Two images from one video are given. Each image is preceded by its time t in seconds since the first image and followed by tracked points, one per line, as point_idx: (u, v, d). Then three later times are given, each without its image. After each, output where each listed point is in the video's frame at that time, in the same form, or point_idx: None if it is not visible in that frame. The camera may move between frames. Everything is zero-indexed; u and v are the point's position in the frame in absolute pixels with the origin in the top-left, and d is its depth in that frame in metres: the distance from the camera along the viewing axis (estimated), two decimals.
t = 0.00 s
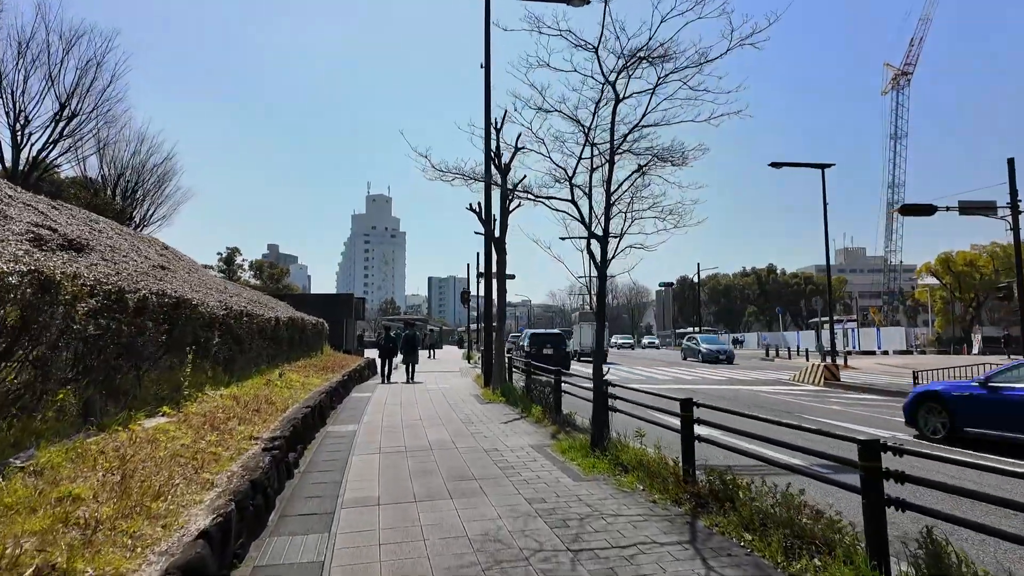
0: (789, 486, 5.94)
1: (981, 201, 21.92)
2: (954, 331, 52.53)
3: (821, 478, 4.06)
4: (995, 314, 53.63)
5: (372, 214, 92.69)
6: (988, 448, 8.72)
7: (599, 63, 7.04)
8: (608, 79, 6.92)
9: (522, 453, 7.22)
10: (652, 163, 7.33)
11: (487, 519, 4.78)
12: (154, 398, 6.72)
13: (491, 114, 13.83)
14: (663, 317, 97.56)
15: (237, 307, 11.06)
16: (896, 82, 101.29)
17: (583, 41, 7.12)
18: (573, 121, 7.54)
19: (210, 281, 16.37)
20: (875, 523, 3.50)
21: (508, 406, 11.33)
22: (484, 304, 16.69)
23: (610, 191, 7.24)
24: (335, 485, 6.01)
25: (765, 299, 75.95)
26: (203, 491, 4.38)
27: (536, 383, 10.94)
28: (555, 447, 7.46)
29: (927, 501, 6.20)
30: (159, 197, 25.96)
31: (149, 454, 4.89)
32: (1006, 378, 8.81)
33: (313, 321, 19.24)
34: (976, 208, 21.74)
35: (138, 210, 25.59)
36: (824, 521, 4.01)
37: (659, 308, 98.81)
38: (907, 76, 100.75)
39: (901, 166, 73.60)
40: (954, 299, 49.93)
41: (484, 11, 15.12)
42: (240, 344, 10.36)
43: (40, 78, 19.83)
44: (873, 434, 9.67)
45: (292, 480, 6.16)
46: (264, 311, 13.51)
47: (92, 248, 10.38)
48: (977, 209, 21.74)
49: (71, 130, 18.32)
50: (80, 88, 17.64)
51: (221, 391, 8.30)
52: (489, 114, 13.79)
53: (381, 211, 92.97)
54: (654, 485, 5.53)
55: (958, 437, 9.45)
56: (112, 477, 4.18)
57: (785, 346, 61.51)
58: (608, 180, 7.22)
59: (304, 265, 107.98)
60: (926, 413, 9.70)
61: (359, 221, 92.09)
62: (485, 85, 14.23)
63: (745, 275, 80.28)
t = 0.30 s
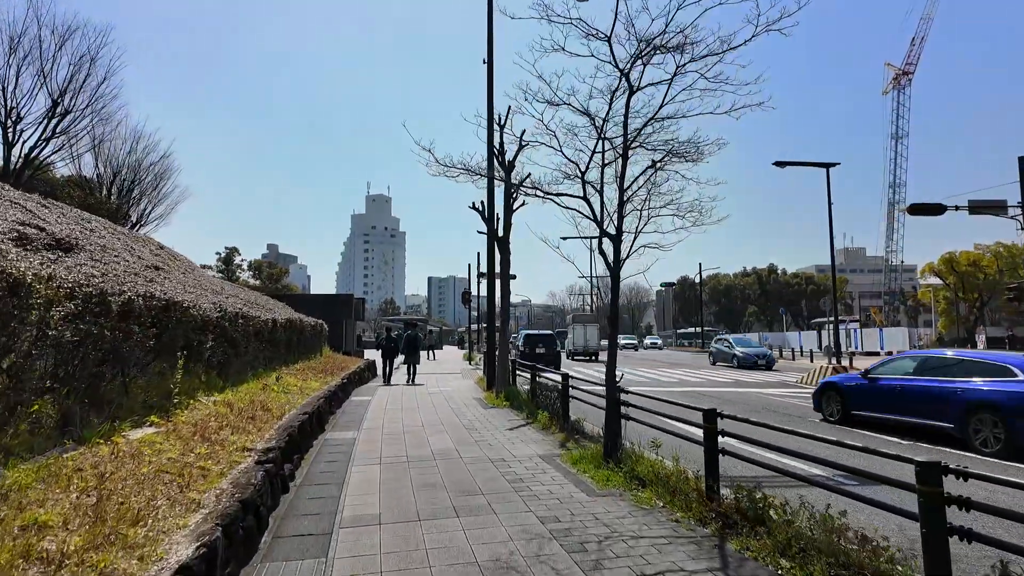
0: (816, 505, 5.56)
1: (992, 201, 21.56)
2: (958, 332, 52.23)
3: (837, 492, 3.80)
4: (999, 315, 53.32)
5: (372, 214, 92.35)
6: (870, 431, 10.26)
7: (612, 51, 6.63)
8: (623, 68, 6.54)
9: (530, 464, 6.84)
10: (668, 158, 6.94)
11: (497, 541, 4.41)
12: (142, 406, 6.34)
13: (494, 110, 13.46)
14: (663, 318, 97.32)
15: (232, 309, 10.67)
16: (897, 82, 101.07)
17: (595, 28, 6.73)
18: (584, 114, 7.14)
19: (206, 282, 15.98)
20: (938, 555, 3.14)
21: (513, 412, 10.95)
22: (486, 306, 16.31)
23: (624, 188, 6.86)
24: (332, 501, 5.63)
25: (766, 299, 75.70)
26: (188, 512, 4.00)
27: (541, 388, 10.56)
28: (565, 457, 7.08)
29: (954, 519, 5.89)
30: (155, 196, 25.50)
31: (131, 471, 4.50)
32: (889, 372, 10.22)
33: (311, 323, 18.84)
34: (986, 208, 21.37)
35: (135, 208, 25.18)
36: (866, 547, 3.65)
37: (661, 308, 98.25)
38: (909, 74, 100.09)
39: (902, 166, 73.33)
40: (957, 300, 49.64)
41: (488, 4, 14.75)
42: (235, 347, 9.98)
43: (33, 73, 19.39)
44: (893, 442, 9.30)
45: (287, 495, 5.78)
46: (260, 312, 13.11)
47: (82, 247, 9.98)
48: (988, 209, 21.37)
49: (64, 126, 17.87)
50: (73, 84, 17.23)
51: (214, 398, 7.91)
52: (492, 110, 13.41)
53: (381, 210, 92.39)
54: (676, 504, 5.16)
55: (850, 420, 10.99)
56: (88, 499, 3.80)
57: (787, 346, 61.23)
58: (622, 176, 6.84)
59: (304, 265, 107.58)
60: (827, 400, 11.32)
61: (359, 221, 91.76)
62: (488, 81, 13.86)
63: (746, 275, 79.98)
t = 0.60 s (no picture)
0: (850, 514, 5.20)
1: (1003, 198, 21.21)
2: (962, 332, 51.93)
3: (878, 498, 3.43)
4: (1003, 315, 53.01)
5: (372, 214, 92.03)
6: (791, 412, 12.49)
7: (629, 31, 6.25)
8: (641, 49, 6.18)
9: (543, 468, 6.48)
10: (689, 144, 6.54)
11: (512, 555, 4.03)
12: (131, 407, 5.97)
13: (499, 103, 13.11)
14: (664, 318, 97.07)
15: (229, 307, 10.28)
16: (899, 82, 100.81)
17: (611, 8, 6.38)
18: (598, 99, 6.75)
19: (204, 280, 15.61)
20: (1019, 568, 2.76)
21: (520, 413, 10.61)
22: (491, 303, 15.98)
23: (641, 176, 6.47)
24: (332, 508, 5.28)
25: (767, 299, 75.49)
26: (172, 524, 3.63)
27: (549, 388, 10.20)
28: (579, 462, 6.72)
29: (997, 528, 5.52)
30: (153, 193, 25.16)
31: (113, 477, 4.13)
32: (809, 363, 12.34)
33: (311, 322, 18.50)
34: (998, 205, 21.01)
35: (132, 206, 24.83)
36: (923, 560, 3.31)
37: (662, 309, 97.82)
38: (909, 74, 99.49)
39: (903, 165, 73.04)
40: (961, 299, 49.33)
41: None
42: (231, 346, 9.62)
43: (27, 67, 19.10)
44: (917, 443, 8.95)
45: (285, 502, 5.42)
46: (258, 310, 12.75)
47: (72, 242, 9.61)
48: (1000, 206, 21.01)
49: (58, 121, 17.53)
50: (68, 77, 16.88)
51: (207, 399, 7.53)
52: (497, 103, 13.05)
53: (381, 210, 92.00)
54: (702, 513, 4.80)
55: (779, 404, 13.21)
56: (61, 511, 3.42)
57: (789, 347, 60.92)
58: (640, 163, 6.46)
59: (304, 266, 107.28)
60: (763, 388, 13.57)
61: (359, 221, 91.48)
62: (492, 73, 13.52)
63: (748, 275, 79.70)
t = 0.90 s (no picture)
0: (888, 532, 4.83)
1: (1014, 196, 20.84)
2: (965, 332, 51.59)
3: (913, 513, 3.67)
4: (1007, 315, 52.67)
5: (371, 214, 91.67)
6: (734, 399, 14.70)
7: (646, 16, 5.89)
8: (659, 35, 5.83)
9: (554, 479, 6.12)
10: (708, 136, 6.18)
11: None
12: (117, 415, 5.61)
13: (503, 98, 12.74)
14: (664, 318, 96.73)
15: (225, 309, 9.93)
16: (900, 81, 100.44)
17: None
18: (612, 90, 6.41)
19: (201, 280, 15.25)
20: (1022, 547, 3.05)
21: (526, 417, 10.26)
22: (493, 304, 15.62)
23: (659, 170, 6.11)
24: (331, 524, 4.91)
25: (769, 299, 75.15)
26: (153, 551, 3.27)
27: (557, 392, 9.85)
28: (591, 472, 6.37)
29: None
30: (150, 192, 24.79)
31: (91, 496, 3.77)
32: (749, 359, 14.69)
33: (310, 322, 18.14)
34: (1009, 203, 20.63)
35: (129, 205, 24.46)
36: None
37: (662, 309, 97.48)
38: (910, 73, 99.16)
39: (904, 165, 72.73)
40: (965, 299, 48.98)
41: None
42: (227, 348, 9.26)
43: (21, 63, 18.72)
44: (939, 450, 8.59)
45: (281, 517, 5.06)
46: (255, 311, 12.39)
47: (60, 241, 9.25)
48: (1011, 204, 20.63)
49: (52, 118, 17.17)
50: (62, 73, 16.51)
51: (201, 405, 7.18)
52: (500, 98, 12.68)
53: (381, 210, 91.62)
54: (731, 532, 4.45)
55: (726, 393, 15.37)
56: (29, 538, 3.08)
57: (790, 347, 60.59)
58: (657, 156, 6.10)
59: (304, 266, 106.91)
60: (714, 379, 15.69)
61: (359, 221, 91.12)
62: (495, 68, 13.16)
63: (749, 275, 79.36)
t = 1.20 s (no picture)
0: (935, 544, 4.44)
1: None
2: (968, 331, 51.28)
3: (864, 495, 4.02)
4: (1010, 314, 52.39)
5: (371, 213, 91.29)
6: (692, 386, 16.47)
7: None
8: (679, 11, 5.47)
9: (567, 484, 5.74)
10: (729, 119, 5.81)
11: None
12: (101, 416, 5.23)
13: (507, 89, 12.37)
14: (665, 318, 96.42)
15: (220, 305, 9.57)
16: (901, 79, 100.10)
17: None
18: (627, 71, 6.04)
19: (196, 277, 14.85)
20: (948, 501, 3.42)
21: (532, 419, 9.86)
22: (496, 302, 15.25)
23: (678, 155, 5.75)
24: (329, 534, 4.54)
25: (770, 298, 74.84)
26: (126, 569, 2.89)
27: (564, 393, 9.48)
28: (606, 477, 5.99)
29: None
30: (146, 188, 24.39)
31: (61, 507, 3.39)
32: (704, 352, 16.47)
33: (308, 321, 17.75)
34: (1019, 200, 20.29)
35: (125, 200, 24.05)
36: None
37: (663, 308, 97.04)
38: (911, 72, 98.87)
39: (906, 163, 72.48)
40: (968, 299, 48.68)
41: None
42: (221, 346, 8.88)
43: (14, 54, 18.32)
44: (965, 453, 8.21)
45: (275, 527, 4.69)
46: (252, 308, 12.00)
47: (47, 234, 8.87)
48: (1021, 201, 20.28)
49: (45, 110, 16.77)
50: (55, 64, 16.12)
51: (194, 405, 6.81)
52: (504, 88, 12.29)
53: (380, 209, 91.24)
54: (765, 546, 4.06)
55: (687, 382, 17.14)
56: None
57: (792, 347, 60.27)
58: (677, 140, 5.73)
59: (303, 265, 106.53)
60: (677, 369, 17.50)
61: (359, 220, 90.76)
62: (498, 59, 12.79)
63: (750, 274, 79.05)
